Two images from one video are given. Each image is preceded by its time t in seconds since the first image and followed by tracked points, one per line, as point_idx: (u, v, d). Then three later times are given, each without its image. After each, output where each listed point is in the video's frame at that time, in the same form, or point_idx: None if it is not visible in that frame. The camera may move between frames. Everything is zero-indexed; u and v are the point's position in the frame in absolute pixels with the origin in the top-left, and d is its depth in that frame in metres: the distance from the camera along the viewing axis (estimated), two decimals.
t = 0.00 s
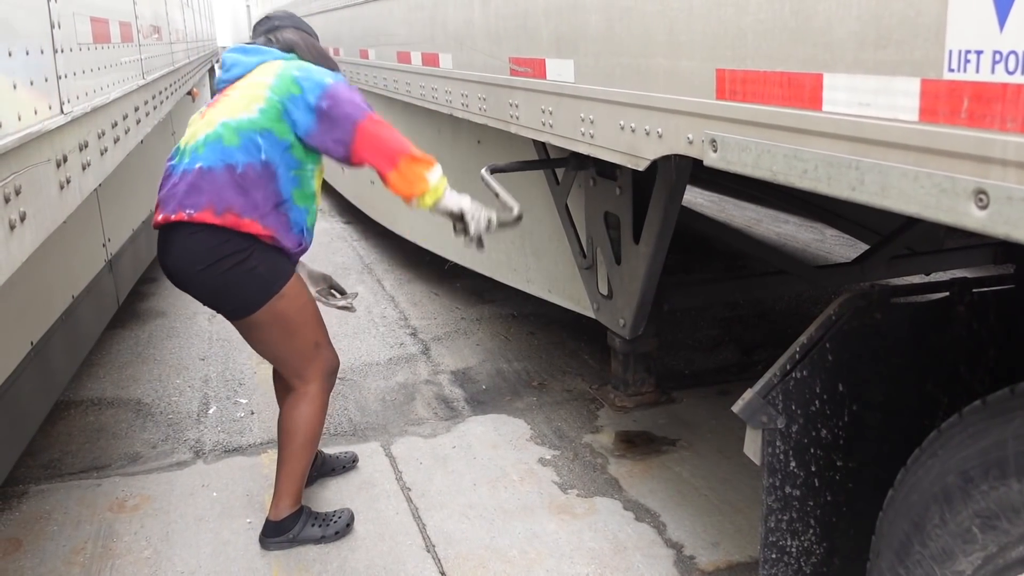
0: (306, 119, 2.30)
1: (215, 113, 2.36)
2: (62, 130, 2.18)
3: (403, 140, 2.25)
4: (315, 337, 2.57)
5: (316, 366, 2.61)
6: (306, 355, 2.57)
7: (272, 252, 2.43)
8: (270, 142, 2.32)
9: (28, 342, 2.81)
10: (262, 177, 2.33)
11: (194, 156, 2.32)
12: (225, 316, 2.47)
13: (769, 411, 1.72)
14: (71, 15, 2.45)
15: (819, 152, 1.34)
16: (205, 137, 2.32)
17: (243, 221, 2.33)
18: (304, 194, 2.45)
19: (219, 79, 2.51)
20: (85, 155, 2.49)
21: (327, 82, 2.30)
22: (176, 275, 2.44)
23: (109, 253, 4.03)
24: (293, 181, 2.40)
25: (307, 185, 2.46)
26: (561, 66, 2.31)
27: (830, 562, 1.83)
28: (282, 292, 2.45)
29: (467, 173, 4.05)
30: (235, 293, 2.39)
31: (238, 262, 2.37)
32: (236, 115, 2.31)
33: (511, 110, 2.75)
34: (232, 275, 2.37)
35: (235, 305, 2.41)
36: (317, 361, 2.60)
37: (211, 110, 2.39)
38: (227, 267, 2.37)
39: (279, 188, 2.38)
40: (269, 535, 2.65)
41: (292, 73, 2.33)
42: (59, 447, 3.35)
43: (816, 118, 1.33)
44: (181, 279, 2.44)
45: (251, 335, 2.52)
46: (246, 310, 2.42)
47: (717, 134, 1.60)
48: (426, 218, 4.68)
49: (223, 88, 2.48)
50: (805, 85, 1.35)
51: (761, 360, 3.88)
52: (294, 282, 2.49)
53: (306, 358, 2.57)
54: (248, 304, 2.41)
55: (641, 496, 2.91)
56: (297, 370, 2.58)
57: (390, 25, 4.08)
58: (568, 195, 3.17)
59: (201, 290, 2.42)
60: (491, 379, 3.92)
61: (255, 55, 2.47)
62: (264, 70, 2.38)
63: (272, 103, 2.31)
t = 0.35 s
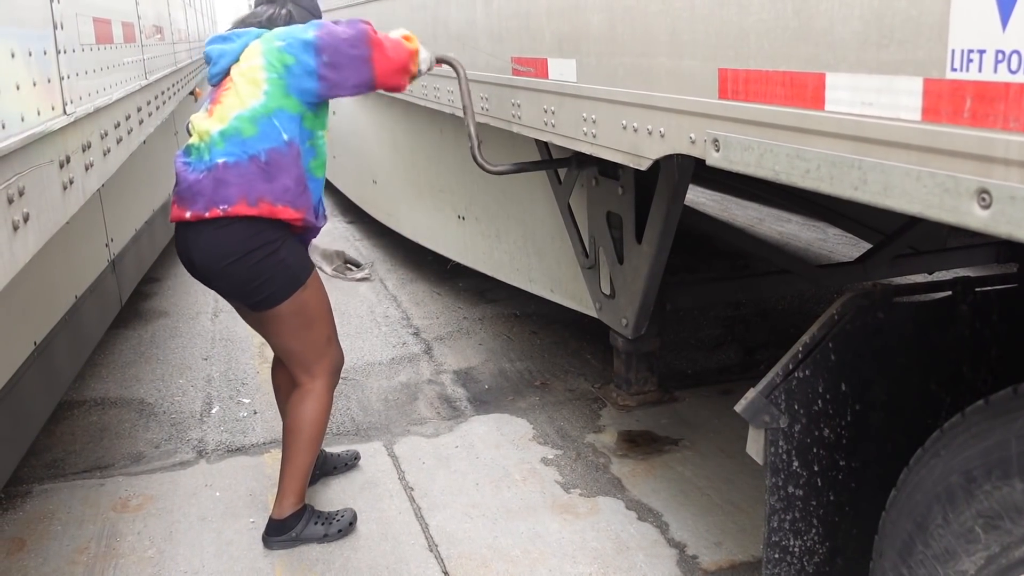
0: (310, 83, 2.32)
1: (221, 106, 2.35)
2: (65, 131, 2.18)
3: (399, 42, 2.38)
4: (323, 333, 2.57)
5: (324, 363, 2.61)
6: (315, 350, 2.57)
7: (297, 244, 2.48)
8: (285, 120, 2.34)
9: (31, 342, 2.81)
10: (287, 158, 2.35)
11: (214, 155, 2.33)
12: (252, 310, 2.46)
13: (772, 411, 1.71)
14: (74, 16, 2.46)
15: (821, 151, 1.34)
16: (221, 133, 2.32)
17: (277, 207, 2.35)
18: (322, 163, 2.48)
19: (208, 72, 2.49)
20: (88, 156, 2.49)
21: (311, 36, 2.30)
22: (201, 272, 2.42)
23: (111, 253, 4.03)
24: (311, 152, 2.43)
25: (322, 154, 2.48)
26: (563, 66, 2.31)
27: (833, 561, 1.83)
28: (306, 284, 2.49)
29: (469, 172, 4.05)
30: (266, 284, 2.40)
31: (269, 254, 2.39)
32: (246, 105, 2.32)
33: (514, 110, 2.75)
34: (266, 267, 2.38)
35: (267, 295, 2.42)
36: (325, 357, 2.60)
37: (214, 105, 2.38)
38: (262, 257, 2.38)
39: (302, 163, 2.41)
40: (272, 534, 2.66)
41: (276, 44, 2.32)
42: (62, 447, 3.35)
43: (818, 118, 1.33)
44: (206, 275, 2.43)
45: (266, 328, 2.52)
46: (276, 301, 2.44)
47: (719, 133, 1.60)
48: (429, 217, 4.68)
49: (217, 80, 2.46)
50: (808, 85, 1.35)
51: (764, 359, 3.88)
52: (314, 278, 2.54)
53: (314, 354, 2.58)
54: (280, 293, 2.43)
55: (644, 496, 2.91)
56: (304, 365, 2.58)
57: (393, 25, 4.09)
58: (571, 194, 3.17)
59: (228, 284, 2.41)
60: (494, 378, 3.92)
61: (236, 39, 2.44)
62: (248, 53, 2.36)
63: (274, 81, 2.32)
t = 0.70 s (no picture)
0: (328, 158, 2.40)
1: (240, 121, 2.39)
2: (64, 131, 2.18)
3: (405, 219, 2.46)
4: (319, 334, 2.58)
5: (319, 364, 2.61)
6: (310, 353, 2.57)
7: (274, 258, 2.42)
8: (291, 163, 2.38)
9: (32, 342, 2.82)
10: (277, 194, 2.37)
11: (214, 159, 2.34)
12: (226, 319, 2.44)
13: (771, 410, 1.71)
14: (74, 17, 2.45)
15: (820, 150, 1.34)
16: (230, 142, 2.34)
17: (253, 232, 2.34)
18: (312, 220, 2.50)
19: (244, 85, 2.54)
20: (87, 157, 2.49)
21: (354, 138, 2.41)
22: (175, 276, 2.40)
23: (112, 254, 4.04)
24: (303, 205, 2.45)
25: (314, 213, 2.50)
26: (562, 65, 2.31)
27: (832, 559, 1.83)
28: (284, 296, 2.45)
29: (469, 172, 4.05)
30: (239, 296, 2.37)
31: (243, 266, 2.36)
32: (265, 130, 2.35)
33: (513, 110, 2.75)
34: (238, 278, 2.35)
35: (238, 307, 2.39)
36: (320, 359, 2.60)
37: (236, 116, 2.41)
38: (232, 270, 2.35)
39: (293, 209, 2.42)
40: (273, 534, 2.66)
41: (326, 108, 2.41)
42: (63, 448, 3.36)
43: (816, 116, 1.33)
44: (181, 280, 2.41)
45: (253, 336, 2.51)
46: (250, 312, 2.41)
47: (718, 132, 1.60)
48: (429, 217, 4.68)
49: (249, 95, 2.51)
50: (807, 83, 1.35)
51: (764, 359, 3.87)
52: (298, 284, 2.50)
53: (310, 357, 2.58)
54: (252, 307, 2.40)
55: (644, 495, 2.91)
56: (299, 368, 2.58)
57: (392, 25, 4.08)
58: (570, 194, 3.17)
59: (203, 291, 2.39)
60: (494, 378, 3.92)
61: (286, 72, 2.52)
62: (300, 92, 2.44)
63: (301, 127, 2.37)
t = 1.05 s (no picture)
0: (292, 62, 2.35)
1: (217, 109, 2.36)
2: (62, 134, 2.19)
3: None
4: (326, 333, 2.58)
5: (324, 364, 2.61)
6: (315, 352, 2.57)
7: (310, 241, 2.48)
8: (279, 106, 2.35)
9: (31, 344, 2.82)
10: (290, 144, 2.34)
11: (218, 153, 2.32)
12: (264, 309, 2.45)
13: (769, 409, 1.72)
14: (70, 19, 2.46)
15: (816, 150, 1.34)
16: (221, 131, 2.32)
17: (288, 195, 2.34)
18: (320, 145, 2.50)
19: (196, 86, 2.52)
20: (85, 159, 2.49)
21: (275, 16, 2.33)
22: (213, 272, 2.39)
23: (111, 256, 4.04)
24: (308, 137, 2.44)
25: (317, 138, 2.50)
26: (560, 65, 2.31)
27: (832, 558, 1.83)
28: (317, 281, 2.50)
29: (468, 172, 4.05)
30: (280, 281, 2.40)
31: (285, 249, 2.39)
32: (240, 99, 2.33)
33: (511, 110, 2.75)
34: (282, 263, 2.38)
35: (280, 292, 2.41)
36: (326, 358, 2.60)
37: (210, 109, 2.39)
38: (277, 252, 2.37)
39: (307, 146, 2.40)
40: (274, 535, 2.67)
41: (255, 35, 2.37)
42: (63, 450, 3.36)
43: (813, 116, 1.34)
44: (218, 276, 2.40)
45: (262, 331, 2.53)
46: (289, 298, 2.44)
47: (715, 132, 1.60)
48: (428, 218, 4.68)
49: (207, 91, 2.48)
50: (802, 83, 1.36)
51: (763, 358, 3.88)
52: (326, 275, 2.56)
53: (314, 355, 2.58)
54: (291, 292, 2.44)
55: (644, 495, 2.91)
56: (304, 366, 2.58)
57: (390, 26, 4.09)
58: (569, 194, 3.17)
59: (243, 284, 2.39)
60: (494, 378, 3.92)
61: (219, 44, 2.50)
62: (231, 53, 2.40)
63: (259, 70, 2.35)
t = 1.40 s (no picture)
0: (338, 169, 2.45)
1: (257, 127, 2.41)
2: (59, 137, 2.19)
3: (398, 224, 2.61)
4: (327, 341, 2.56)
5: (326, 370, 2.60)
6: (317, 358, 2.56)
7: (286, 269, 2.43)
8: (306, 173, 2.40)
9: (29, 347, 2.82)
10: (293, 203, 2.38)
11: (232, 164, 2.35)
12: (232, 327, 2.44)
13: (768, 408, 1.72)
14: (67, 22, 2.45)
15: (814, 148, 1.34)
16: (248, 149, 2.36)
17: (270, 240, 2.35)
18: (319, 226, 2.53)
19: (251, 91, 2.56)
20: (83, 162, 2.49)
21: (365, 150, 2.48)
22: (184, 282, 2.40)
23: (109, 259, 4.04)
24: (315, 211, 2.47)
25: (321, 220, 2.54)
26: (556, 66, 2.31)
27: (832, 557, 1.83)
28: (294, 304, 2.45)
29: (466, 173, 4.05)
30: (248, 306, 2.38)
31: (254, 276, 2.36)
32: (285, 137, 2.37)
33: (509, 111, 2.75)
34: (248, 288, 2.36)
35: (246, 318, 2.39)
36: (328, 364, 2.59)
37: (252, 122, 2.43)
38: (247, 280, 2.35)
39: (304, 216, 2.44)
40: (273, 537, 2.66)
41: (342, 121, 2.46)
42: (62, 453, 3.36)
43: (810, 114, 1.34)
44: (189, 287, 2.40)
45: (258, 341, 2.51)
46: (257, 322, 2.41)
47: (712, 131, 1.60)
48: (426, 219, 4.68)
49: (259, 101, 2.53)
50: (799, 82, 1.36)
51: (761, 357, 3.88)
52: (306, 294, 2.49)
53: (316, 362, 2.57)
54: (260, 317, 2.41)
55: (644, 495, 2.91)
56: (307, 372, 2.57)
57: (387, 27, 4.09)
58: (567, 195, 3.18)
59: (211, 300, 2.38)
60: (493, 379, 3.92)
61: (297, 81, 2.55)
62: (313, 103, 2.48)
63: (318, 138, 2.40)
